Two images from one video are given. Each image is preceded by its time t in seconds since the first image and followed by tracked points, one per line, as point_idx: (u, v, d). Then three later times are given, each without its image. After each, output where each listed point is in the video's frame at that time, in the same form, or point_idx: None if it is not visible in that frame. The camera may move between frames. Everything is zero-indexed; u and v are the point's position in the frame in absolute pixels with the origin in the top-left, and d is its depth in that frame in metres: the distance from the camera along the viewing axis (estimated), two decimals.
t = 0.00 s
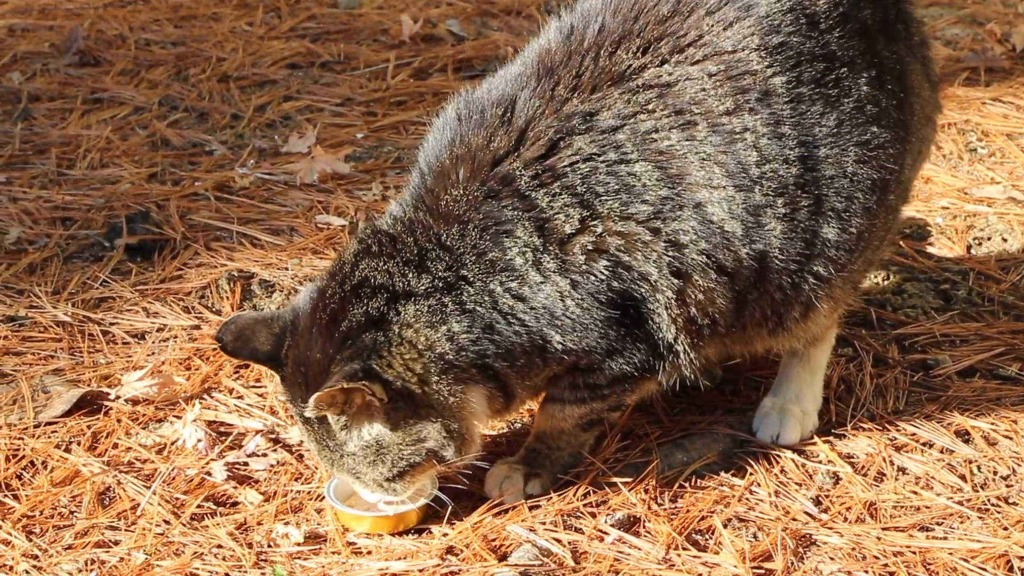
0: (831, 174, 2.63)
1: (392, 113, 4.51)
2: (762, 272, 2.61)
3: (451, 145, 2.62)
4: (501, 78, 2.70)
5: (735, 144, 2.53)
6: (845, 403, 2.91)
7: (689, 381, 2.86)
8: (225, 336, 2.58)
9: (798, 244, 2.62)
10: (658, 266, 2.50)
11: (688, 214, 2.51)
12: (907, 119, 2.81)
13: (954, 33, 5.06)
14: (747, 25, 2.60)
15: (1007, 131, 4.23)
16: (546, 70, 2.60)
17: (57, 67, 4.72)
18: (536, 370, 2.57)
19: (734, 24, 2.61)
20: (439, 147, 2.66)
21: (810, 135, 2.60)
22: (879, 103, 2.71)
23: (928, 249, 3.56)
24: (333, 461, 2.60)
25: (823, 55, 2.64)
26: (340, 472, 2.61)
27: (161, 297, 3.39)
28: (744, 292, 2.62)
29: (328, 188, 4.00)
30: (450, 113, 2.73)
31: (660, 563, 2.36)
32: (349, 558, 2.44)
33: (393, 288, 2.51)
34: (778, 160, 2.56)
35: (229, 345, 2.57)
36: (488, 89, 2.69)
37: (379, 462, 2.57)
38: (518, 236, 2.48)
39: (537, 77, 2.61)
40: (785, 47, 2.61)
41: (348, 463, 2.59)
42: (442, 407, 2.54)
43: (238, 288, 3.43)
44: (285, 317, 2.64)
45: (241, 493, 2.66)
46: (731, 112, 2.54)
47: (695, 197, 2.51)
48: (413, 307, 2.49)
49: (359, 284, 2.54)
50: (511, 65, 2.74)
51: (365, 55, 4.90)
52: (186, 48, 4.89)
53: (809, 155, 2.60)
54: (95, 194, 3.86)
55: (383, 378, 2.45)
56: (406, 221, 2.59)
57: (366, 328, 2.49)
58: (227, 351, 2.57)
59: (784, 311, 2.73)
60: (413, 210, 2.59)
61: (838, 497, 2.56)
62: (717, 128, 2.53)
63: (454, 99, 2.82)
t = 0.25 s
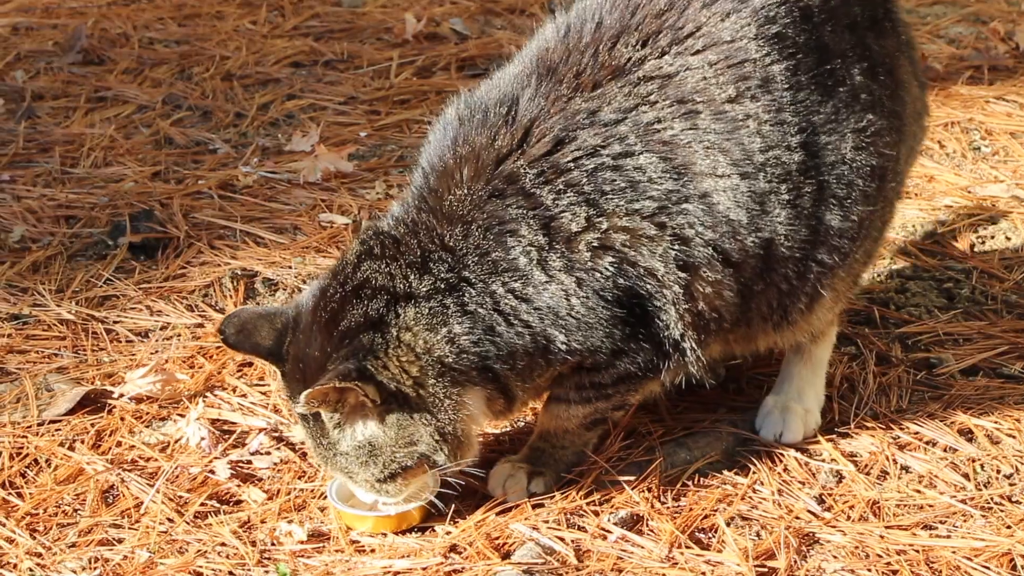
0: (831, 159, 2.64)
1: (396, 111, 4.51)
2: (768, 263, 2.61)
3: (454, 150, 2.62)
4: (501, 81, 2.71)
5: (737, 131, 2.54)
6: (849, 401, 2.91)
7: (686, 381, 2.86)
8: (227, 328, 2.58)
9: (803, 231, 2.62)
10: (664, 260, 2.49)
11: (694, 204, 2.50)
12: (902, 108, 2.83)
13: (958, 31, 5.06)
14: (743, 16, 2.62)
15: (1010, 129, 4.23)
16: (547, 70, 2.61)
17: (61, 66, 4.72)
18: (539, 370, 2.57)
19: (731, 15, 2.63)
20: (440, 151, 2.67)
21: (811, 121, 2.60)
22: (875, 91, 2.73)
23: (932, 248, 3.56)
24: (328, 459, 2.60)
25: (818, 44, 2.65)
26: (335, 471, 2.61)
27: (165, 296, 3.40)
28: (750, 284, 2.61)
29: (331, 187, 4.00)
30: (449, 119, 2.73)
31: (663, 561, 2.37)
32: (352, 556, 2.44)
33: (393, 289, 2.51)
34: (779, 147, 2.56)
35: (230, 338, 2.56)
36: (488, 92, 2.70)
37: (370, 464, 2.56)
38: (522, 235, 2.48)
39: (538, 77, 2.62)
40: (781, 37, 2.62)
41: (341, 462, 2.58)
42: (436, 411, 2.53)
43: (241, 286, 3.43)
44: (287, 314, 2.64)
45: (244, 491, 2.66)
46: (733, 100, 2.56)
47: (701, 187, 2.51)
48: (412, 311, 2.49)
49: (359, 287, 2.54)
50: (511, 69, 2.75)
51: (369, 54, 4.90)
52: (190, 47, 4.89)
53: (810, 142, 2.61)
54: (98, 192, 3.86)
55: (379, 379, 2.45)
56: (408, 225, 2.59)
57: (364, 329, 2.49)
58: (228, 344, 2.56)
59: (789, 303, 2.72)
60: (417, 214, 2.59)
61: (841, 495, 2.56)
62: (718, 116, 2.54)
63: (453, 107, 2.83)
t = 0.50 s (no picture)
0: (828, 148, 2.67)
1: (400, 110, 4.51)
2: (770, 254, 2.63)
3: (453, 143, 2.60)
4: (498, 75, 2.70)
5: (739, 120, 2.57)
6: (852, 399, 2.91)
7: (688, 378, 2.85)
8: (228, 329, 2.56)
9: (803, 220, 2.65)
10: (672, 254, 2.51)
11: (699, 194, 2.53)
12: (890, 97, 2.87)
13: (961, 30, 5.05)
14: (738, 6, 2.64)
15: (1014, 127, 4.23)
16: (546, 65, 2.61)
17: (65, 64, 4.73)
18: (544, 369, 2.56)
19: (726, 5, 2.65)
20: (438, 147, 2.65)
21: (807, 109, 2.63)
22: (865, 79, 2.76)
23: (935, 246, 3.56)
24: (326, 462, 2.57)
25: (809, 34, 2.68)
26: (334, 474, 2.58)
27: (169, 294, 3.40)
28: (753, 272, 2.63)
29: (335, 185, 4.00)
30: (447, 118, 2.71)
31: (667, 559, 2.37)
32: (357, 554, 2.45)
33: (396, 291, 2.50)
34: (779, 134, 2.59)
35: (231, 339, 2.54)
36: (486, 87, 2.68)
37: (371, 465, 2.54)
38: (528, 232, 2.48)
39: (539, 70, 2.61)
40: (775, 28, 2.64)
41: (341, 464, 2.56)
42: (439, 413, 2.53)
43: (245, 284, 3.44)
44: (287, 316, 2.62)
45: (248, 489, 2.67)
46: (734, 88, 2.58)
47: (706, 177, 2.54)
48: (415, 312, 2.48)
49: (362, 288, 2.53)
50: (506, 62, 2.74)
51: (372, 52, 4.90)
52: (194, 45, 4.89)
53: (808, 130, 2.63)
54: (103, 191, 3.87)
55: (382, 378, 2.45)
56: (409, 224, 2.58)
57: (369, 329, 2.48)
58: (228, 345, 2.54)
59: (789, 295, 2.74)
60: (419, 214, 2.57)
61: (845, 494, 2.56)
62: (720, 104, 2.57)
63: (447, 106, 2.82)
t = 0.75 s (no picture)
0: (853, 186, 2.69)
1: (404, 107, 4.51)
2: (778, 281, 2.65)
3: (472, 139, 2.60)
4: (525, 70, 2.70)
5: (764, 145, 2.58)
6: (856, 397, 2.91)
7: (692, 387, 2.84)
8: (228, 317, 2.59)
9: (816, 253, 2.66)
10: (681, 271, 2.52)
11: (717, 211, 2.54)
12: (913, 146, 2.93)
13: (966, 28, 5.05)
14: (779, 32, 2.67)
15: (1019, 126, 4.22)
16: (581, 65, 2.62)
17: (69, 62, 4.73)
18: (541, 372, 2.57)
19: (767, 28, 2.67)
20: (456, 141, 2.64)
21: (835, 145, 2.65)
22: (893, 123, 2.81)
23: (940, 244, 3.55)
24: (319, 454, 2.57)
25: (847, 72, 2.72)
26: (325, 466, 2.58)
27: (173, 291, 3.40)
28: (760, 295, 2.64)
29: (339, 183, 4.00)
30: (467, 108, 2.72)
31: (671, 557, 2.37)
32: (360, 551, 2.45)
33: (395, 288, 2.50)
34: (806, 168, 2.61)
35: (230, 327, 2.57)
36: (508, 83, 2.69)
37: (362, 461, 2.53)
38: (541, 235, 2.47)
39: (572, 71, 2.61)
40: (814, 58, 2.68)
41: (333, 457, 2.56)
42: (433, 409, 2.51)
43: (249, 282, 3.44)
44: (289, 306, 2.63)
45: (252, 486, 2.67)
46: (763, 113, 2.59)
47: (726, 195, 2.54)
48: (415, 308, 2.48)
49: (361, 283, 2.53)
50: (533, 58, 2.75)
51: (377, 50, 4.90)
52: (198, 43, 4.89)
53: (833, 163, 2.65)
54: (107, 188, 3.87)
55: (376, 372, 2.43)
56: (416, 216, 2.58)
57: (365, 325, 2.47)
58: (228, 333, 2.57)
59: (790, 324, 2.74)
60: (431, 205, 2.56)
61: (849, 492, 2.56)
62: (749, 127, 2.58)
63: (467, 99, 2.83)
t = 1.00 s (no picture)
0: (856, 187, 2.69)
1: (407, 105, 4.51)
2: (779, 283, 2.65)
3: (472, 142, 2.63)
4: (525, 74, 2.73)
5: (764, 145, 2.58)
6: (860, 395, 2.91)
7: (692, 386, 2.84)
8: (238, 317, 2.50)
9: (818, 254, 2.66)
10: (680, 272, 2.53)
11: (717, 210, 2.54)
12: (917, 147, 2.94)
13: (970, 26, 5.04)
14: (779, 34, 2.69)
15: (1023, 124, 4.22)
16: (580, 68, 2.65)
17: (74, 60, 4.73)
18: (545, 370, 2.57)
19: (768, 30, 2.69)
20: (458, 144, 2.67)
21: (837, 144, 2.66)
22: (896, 125, 2.83)
23: (944, 243, 3.55)
24: (330, 456, 2.51)
25: (849, 72, 2.73)
26: (337, 467, 2.52)
27: (177, 289, 3.40)
28: (761, 297, 2.64)
29: (343, 180, 4.01)
30: (470, 112, 2.74)
31: (674, 555, 2.37)
32: (364, 549, 2.45)
33: (411, 288, 2.47)
34: (806, 166, 2.61)
35: (241, 327, 2.49)
36: (509, 86, 2.72)
37: (381, 462, 2.51)
38: (542, 235, 2.48)
39: (570, 75, 2.64)
40: (815, 59, 2.69)
41: (348, 458, 2.51)
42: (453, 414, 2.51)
43: (253, 280, 3.44)
44: (298, 307, 2.57)
45: (256, 484, 2.67)
46: (763, 112, 2.60)
47: (726, 194, 2.55)
48: (430, 309, 2.45)
49: (378, 284, 2.49)
50: (534, 61, 2.77)
51: (380, 48, 4.90)
52: (202, 41, 4.90)
53: (834, 163, 2.65)
54: (111, 186, 3.88)
55: (407, 371, 2.40)
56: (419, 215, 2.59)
57: (389, 325, 2.44)
58: (238, 334, 2.48)
59: (790, 327, 2.74)
60: (432, 205, 2.57)
61: (853, 490, 2.56)
62: (748, 126, 2.58)
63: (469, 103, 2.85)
